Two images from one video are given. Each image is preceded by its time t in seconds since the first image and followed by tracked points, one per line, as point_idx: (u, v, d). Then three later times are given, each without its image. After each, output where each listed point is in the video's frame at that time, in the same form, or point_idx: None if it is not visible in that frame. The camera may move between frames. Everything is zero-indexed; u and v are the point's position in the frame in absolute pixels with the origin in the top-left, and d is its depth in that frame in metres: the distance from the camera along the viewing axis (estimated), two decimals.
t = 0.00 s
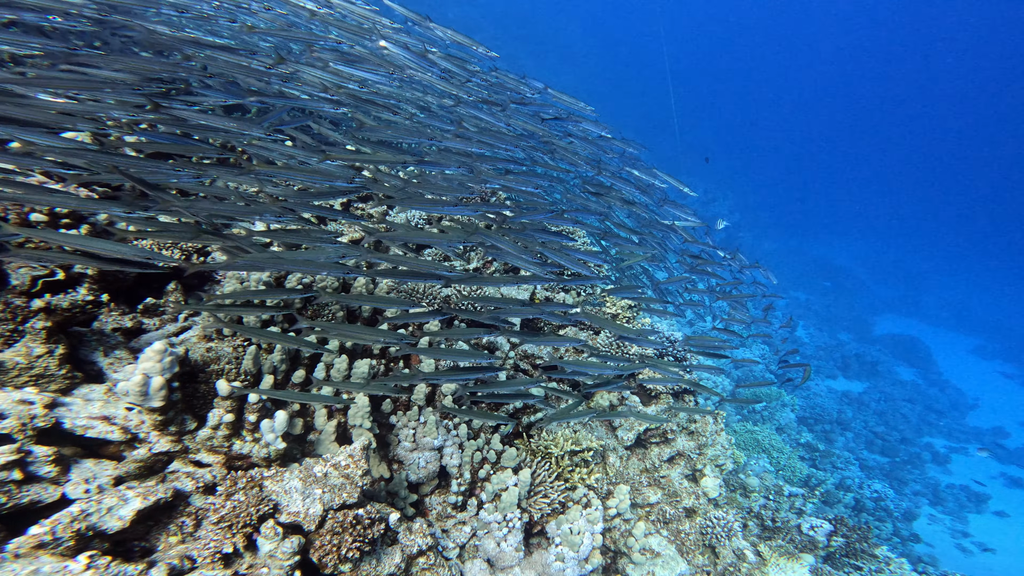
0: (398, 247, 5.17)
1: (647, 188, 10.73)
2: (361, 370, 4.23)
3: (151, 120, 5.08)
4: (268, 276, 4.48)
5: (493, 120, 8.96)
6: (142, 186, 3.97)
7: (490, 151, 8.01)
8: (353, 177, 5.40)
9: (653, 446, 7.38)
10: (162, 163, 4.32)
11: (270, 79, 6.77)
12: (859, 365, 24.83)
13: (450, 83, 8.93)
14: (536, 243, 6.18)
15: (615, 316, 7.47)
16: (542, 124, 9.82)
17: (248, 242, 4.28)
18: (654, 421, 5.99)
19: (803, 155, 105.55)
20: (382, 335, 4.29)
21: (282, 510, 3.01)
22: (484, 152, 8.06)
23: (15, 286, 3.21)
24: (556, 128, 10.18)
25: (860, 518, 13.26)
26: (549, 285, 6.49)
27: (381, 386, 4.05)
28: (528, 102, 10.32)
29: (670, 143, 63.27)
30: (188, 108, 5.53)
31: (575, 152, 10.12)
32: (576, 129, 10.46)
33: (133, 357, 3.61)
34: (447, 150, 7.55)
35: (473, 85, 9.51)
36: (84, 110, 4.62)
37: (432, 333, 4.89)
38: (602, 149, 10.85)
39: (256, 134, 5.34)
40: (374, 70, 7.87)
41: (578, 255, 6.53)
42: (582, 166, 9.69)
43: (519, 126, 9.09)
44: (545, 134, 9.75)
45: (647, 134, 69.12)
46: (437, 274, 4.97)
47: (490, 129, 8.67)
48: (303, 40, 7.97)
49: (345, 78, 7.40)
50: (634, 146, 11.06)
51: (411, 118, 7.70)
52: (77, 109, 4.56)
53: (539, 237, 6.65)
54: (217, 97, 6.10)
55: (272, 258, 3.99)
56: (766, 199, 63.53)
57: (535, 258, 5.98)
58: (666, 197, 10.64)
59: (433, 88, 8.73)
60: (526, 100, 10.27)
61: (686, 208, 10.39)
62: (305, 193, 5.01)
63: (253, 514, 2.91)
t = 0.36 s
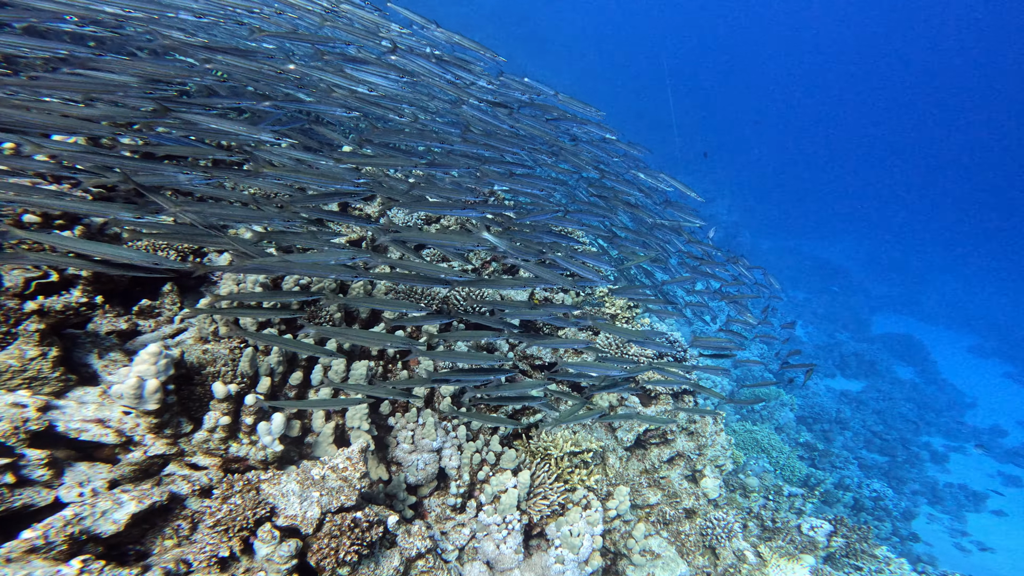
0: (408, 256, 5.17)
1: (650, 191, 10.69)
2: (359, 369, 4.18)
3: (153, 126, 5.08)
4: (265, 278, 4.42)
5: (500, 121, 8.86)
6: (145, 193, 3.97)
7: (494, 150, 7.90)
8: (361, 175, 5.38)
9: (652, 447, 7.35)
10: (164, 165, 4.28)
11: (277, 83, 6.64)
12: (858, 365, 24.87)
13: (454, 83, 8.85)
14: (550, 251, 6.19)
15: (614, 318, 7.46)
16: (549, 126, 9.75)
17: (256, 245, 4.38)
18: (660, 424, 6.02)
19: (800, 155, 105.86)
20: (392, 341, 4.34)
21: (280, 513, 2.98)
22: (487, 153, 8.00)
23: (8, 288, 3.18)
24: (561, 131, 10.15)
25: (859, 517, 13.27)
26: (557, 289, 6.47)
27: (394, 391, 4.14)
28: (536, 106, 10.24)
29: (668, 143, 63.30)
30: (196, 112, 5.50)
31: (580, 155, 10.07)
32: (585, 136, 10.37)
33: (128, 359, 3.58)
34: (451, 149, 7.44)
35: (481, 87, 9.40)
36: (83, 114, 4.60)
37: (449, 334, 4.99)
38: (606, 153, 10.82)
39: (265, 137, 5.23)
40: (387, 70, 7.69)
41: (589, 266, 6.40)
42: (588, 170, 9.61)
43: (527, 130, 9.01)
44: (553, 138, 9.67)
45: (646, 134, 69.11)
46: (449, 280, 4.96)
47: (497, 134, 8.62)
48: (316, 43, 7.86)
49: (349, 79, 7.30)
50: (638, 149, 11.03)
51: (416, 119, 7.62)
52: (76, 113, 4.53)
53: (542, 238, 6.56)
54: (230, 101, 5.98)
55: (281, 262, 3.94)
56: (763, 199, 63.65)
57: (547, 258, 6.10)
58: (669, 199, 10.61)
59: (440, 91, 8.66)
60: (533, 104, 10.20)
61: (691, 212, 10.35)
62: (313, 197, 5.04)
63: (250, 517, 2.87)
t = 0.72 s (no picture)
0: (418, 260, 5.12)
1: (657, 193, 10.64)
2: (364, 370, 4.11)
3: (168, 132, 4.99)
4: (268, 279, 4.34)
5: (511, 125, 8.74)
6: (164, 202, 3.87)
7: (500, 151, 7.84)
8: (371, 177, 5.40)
9: (656, 449, 7.38)
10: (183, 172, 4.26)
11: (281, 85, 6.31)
12: (861, 365, 24.78)
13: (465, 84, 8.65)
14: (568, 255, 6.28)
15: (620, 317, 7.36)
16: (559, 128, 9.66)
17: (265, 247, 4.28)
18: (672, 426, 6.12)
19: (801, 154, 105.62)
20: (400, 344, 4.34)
21: (286, 516, 2.97)
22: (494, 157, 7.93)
23: (14, 291, 3.19)
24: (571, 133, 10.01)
25: (865, 518, 13.21)
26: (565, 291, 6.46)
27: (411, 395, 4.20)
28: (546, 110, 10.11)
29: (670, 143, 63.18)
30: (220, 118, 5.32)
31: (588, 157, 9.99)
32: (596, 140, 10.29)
33: (133, 361, 3.59)
34: (460, 150, 7.34)
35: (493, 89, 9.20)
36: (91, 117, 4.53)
37: (461, 337, 5.08)
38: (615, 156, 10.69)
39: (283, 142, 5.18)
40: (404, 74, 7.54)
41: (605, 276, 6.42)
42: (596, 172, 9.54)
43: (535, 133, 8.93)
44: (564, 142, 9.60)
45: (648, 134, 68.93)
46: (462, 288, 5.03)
47: (509, 137, 8.48)
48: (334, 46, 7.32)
49: (361, 82, 7.09)
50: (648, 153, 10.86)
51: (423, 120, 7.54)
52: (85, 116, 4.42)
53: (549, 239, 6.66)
54: (256, 103, 5.73)
55: (299, 264, 3.98)
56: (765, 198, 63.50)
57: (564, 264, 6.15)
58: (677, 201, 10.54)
59: (452, 96, 8.46)
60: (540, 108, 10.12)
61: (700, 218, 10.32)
62: (327, 198, 5.03)
63: (256, 521, 2.86)
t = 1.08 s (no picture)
0: (427, 258, 5.13)
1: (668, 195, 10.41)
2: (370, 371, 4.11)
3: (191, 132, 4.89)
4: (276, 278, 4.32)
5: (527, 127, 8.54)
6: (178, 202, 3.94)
7: (509, 150, 7.72)
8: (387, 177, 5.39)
9: (664, 449, 7.29)
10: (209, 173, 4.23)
11: (299, 84, 6.20)
12: (868, 366, 24.59)
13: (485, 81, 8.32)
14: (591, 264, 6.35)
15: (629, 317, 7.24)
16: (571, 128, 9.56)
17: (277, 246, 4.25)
18: (690, 423, 6.27)
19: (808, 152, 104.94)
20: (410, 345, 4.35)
21: (296, 516, 2.97)
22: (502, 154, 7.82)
23: (27, 290, 3.22)
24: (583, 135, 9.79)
25: (873, 519, 13.10)
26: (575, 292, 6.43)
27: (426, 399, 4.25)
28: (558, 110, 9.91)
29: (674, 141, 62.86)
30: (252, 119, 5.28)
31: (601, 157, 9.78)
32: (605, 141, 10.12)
33: (144, 362, 3.61)
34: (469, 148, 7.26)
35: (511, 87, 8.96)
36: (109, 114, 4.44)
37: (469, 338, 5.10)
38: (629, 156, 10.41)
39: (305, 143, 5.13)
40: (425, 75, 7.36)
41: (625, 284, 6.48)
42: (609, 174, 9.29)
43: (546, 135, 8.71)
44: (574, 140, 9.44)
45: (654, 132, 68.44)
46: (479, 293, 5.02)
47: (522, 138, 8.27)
48: (359, 48, 7.08)
49: (376, 80, 6.92)
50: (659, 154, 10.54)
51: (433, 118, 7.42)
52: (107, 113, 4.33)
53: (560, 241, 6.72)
54: (280, 106, 5.67)
55: (323, 265, 4.03)
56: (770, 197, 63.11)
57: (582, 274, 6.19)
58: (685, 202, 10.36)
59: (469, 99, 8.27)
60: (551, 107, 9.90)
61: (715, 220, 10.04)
62: (345, 201, 5.03)
63: (266, 521, 2.86)
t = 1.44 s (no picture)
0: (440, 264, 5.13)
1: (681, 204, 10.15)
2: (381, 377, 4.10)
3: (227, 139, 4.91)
4: (286, 283, 4.32)
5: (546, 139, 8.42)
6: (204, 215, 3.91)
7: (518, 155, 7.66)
8: (406, 178, 5.39)
9: (672, 454, 7.26)
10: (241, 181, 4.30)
11: (328, 95, 6.30)
12: (877, 369, 24.36)
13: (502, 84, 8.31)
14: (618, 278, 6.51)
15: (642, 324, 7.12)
16: (585, 134, 9.49)
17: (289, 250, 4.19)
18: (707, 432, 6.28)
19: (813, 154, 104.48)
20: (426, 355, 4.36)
21: (308, 523, 2.97)
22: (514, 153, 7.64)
23: (43, 296, 3.27)
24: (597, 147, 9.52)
25: (882, 524, 12.96)
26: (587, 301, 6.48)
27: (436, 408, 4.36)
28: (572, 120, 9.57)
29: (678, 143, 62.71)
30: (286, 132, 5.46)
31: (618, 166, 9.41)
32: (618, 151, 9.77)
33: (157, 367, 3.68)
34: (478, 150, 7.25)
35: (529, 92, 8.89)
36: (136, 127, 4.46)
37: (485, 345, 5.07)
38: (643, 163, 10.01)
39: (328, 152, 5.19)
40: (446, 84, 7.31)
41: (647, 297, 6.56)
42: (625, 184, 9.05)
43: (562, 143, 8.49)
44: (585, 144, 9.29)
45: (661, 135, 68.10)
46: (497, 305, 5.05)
47: (538, 147, 8.09)
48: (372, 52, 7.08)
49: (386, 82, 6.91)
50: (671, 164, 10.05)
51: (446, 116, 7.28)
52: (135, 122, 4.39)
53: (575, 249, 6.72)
54: (298, 111, 5.64)
55: (347, 275, 4.03)
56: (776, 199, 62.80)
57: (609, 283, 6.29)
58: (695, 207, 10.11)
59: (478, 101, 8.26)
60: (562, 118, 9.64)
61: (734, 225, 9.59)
62: (363, 210, 5.04)
63: (279, 527, 2.86)
